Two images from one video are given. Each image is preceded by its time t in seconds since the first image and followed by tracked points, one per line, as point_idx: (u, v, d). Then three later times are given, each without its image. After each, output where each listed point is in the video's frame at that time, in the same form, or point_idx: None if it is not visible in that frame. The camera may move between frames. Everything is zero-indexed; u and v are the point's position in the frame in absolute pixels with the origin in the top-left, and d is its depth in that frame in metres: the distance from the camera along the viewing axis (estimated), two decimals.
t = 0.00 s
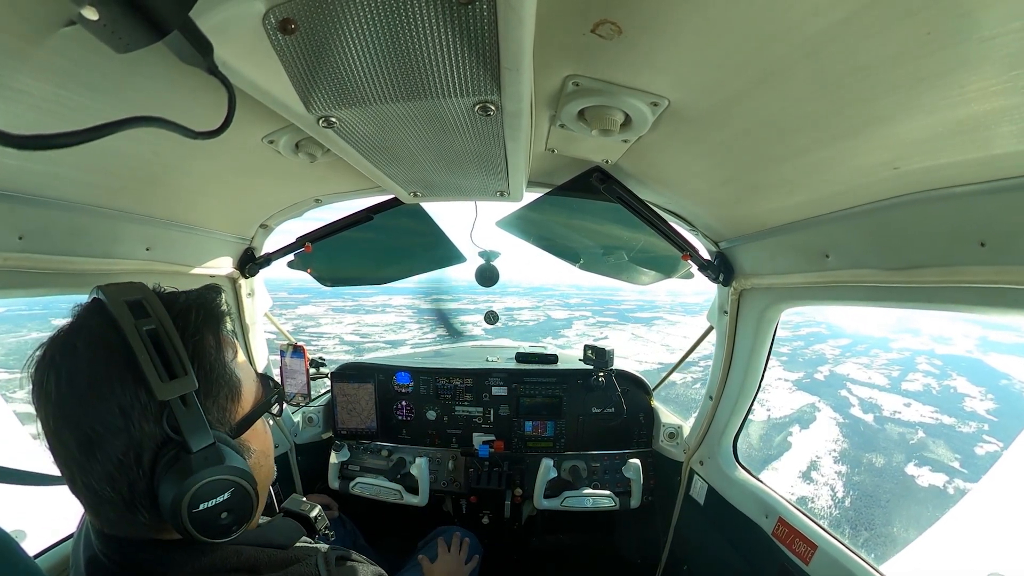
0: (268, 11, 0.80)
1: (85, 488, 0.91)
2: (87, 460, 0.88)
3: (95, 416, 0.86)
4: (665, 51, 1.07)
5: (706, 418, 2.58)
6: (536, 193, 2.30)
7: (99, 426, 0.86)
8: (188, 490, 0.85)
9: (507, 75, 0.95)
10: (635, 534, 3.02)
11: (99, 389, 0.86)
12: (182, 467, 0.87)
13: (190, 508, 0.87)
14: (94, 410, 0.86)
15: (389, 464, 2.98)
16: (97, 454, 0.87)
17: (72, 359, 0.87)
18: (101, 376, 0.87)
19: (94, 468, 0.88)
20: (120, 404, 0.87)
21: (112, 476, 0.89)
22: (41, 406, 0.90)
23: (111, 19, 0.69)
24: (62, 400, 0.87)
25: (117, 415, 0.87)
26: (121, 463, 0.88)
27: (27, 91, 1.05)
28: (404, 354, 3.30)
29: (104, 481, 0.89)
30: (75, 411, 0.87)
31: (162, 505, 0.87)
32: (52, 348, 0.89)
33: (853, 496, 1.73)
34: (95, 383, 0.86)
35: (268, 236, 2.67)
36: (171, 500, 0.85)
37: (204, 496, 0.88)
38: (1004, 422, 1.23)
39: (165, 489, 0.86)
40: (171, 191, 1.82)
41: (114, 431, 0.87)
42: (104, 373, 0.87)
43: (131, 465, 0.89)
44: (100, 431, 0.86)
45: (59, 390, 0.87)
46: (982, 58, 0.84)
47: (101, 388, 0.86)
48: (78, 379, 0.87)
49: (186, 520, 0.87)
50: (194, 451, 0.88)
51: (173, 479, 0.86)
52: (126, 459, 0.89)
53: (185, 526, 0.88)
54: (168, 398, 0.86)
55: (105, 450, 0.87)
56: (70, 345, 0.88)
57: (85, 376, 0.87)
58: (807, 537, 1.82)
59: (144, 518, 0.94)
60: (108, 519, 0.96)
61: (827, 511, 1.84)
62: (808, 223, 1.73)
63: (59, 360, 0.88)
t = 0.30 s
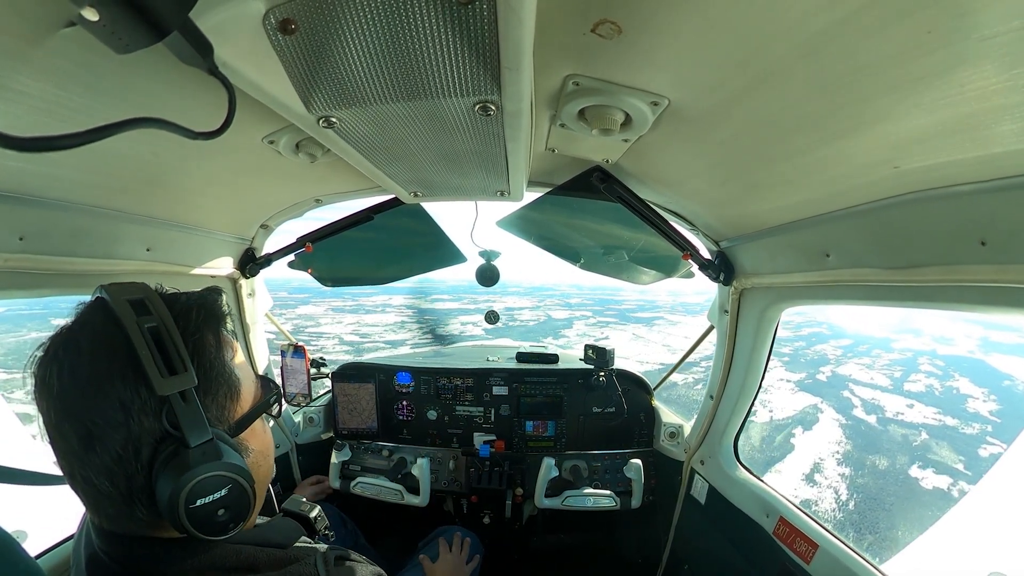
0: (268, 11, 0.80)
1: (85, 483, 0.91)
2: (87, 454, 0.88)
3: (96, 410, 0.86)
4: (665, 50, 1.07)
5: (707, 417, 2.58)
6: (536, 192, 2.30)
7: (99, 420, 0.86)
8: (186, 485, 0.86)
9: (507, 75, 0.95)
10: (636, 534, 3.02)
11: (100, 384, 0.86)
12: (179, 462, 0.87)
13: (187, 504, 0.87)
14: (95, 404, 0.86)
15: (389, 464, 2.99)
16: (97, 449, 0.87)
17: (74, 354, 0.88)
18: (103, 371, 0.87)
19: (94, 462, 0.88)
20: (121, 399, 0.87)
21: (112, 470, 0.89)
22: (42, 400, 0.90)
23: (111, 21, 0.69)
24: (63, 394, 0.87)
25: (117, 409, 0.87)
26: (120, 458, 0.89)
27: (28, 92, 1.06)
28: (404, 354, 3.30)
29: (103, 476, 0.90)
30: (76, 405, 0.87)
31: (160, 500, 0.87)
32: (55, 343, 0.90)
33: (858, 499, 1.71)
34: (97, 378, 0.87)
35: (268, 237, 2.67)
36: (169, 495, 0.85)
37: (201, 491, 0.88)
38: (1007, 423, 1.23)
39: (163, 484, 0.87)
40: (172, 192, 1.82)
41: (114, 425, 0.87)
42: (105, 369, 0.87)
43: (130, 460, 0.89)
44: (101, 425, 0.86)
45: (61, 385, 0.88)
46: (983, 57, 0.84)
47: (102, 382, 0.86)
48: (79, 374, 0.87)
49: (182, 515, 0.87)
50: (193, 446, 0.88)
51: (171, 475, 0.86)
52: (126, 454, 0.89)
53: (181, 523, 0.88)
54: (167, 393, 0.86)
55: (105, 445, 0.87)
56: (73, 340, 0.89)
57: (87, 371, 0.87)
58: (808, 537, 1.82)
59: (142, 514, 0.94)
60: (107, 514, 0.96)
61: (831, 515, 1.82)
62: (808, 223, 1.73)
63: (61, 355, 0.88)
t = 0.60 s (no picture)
0: (270, 9, 0.79)
1: (83, 479, 0.91)
2: (85, 449, 0.88)
3: (95, 406, 0.86)
4: (667, 51, 1.07)
5: (706, 419, 2.58)
6: (537, 192, 2.30)
7: (98, 416, 0.86)
8: (183, 483, 0.86)
9: (509, 75, 0.95)
10: (635, 535, 3.02)
11: (100, 379, 0.86)
12: (177, 459, 0.87)
13: (185, 502, 0.87)
14: (94, 400, 0.86)
15: (389, 463, 2.98)
16: (95, 444, 0.87)
17: (74, 349, 0.88)
18: (102, 367, 0.87)
19: (92, 458, 0.88)
20: (120, 394, 0.87)
21: (110, 465, 0.89)
22: (42, 395, 0.90)
23: (114, 18, 0.68)
24: (63, 390, 0.87)
25: (116, 405, 0.87)
26: (118, 454, 0.88)
27: (28, 89, 1.05)
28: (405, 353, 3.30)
29: (101, 472, 0.89)
30: (76, 401, 0.87)
31: (158, 498, 0.87)
32: (56, 338, 0.90)
33: (862, 502, 1.68)
34: (96, 373, 0.87)
35: (269, 235, 2.67)
36: (166, 492, 0.86)
37: (199, 489, 0.88)
38: (1011, 424, 1.21)
39: (160, 481, 0.87)
40: (173, 189, 1.82)
41: (113, 421, 0.87)
42: (105, 364, 0.87)
43: (128, 456, 0.89)
44: (100, 420, 0.86)
45: (61, 379, 0.88)
46: (986, 59, 0.83)
47: (101, 378, 0.86)
48: (79, 369, 0.87)
49: (179, 513, 0.87)
50: (191, 443, 0.88)
51: (168, 471, 0.86)
52: (124, 450, 0.88)
53: (179, 519, 0.88)
54: (166, 389, 0.86)
55: (103, 441, 0.87)
56: (73, 335, 0.89)
57: (87, 366, 0.87)
58: (807, 539, 1.81)
59: (139, 511, 0.94)
60: (104, 510, 0.95)
61: (835, 518, 1.80)
62: (809, 224, 1.73)
63: (62, 351, 0.88)
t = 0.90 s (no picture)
0: (274, 7, 0.79)
1: (82, 473, 0.91)
2: (85, 443, 0.88)
3: (95, 400, 0.86)
4: (668, 53, 1.07)
5: (706, 420, 2.58)
6: (538, 193, 2.31)
7: (99, 410, 0.86)
8: (180, 478, 0.85)
9: (511, 75, 0.95)
10: (633, 536, 3.01)
11: (101, 374, 0.87)
12: (176, 454, 0.87)
13: (182, 498, 0.86)
14: (95, 394, 0.86)
15: (388, 462, 2.98)
16: (95, 439, 0.87)
17: (76, 344, 0.88)
18: (104, 361, 0.87)
19: (91, 452, 0.88)
20: (121, 390, 0.87)
21: (110, 460, 0.89)
22: (42, 388, 0.90)
23: (117, 15, 0.68)
24: (63, 384, 0.88)
25: (116, 400, 0.87)
26: (118, 448, 0.89)
27: (32, 86, 1.06)
28: (405, 353, 3.29)
29: (99, 466, 0.90)
30: (76, 394, 0.87)
31: (155, 494, 0.87)
32: (58, 333, 0.90)
33: (869, 505, 1.64)
34: (98, 368, 0.87)
35: (269, 233, 2.67)
36: (163, 487, 0.85)
37: (196, 485, 0.87)
38: (1016, 427, 1.19)
39: (158, 477, 0.86)
40: (175, 187, 1.82)
41: (113, 416, 0.87)
42: (107, 359, 0.88)
43: (127, 451, 0.89)
44: (101, 416, 0.87)
45: (61, 373, 0.88)
46: (987, 63, 0.83)
47: (102, 372, 0.87)
48: (80, 363, 0.87)
49: (178, 509, 0.87)
50: (189, 439, 0.89)
51: (167, 467, 0.86)
52: (124, 445, 0.89)
53: (176, 515, 0.87)
54: (165, 385, 0.86)
55: (103, 435, 0.87)
56: (75, 331, 0.89)
57: (88, 361, 0.87)
58: (806, 541, 1.81)
59: (137, 506, 0.94)
60: (103, 505, 0.96)
61: (841, 522, 1.75)
62: (810, 227, 1.74)
63: (64, 346, 0.89)
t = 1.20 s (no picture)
0: (275, 7, 0.79)
1: (72, 463, 0.96)
2: (71, 436, 0.93)
3: (78, 397, 0.90)
4: (669, 54, 1.07)
5: (706, 421, 2.59)
6: (539, 193, 2.31)
7: (82, 407, 0.90)
8: (136, 491, 0.87)
9: (512, 75, 0.95)
10: (633, 537, 3.00)
11: (87, 372, 0.90)
12: (135, 464, 0.89)
13: (142, 507, 0.89)
14: (78, 391, 0.90)
15: (387, 462, 2.98)
16: (78, 433, 0.92)
17: (69, 341, 0.92)
18: (90, 360, 0.90)
19: (76, 445, 0.93)
20: (94, 391, 0.90)
21: (84, 454, 0.93)
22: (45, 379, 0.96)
23: (119, 14, 0.69)
24: (55, 379, 0.92)
25: (93, 399, 0.90)
26: (95, 445, 0.92)
27: (33, 84, 1.06)
28: (405, 353, 3.27)
29: (81, 459, 0.94)
30: (62, 390, 0.91)
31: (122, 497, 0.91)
32: (57, 330, 0.95)
33: (874, 509, 1.60)
34: (79, 368, 0.90)
35: (270, 232, 2.68)
36: (123, 496, 0.88)
37: (154, 499, 0.89)
38: (1022, 429, 1.17)
39: (122, 483, 0.90)
40: (176, 185, 1.83)
41: (89, 414, 0.91)
42: (93, 358, 0.90)
43: (103, 450, 0.92)
44: (79, 412, 0.91)
45: (54, 368, 0.92)
46: (989, 65, 0.83)
47: (87, 370, 0.90)
48: (69, 361, 0.91)
49: (139, 515, 0.90)
50: (145, 452, 0.88)
51: (127, 476, 0.89)
52: (98, 443, 0.92)
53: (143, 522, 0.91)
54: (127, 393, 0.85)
55: (83, 431, 0.92)
56: (65, 330, 0.93)
57: (78, 359, 0.91)
58: (805, 544, 1.81)
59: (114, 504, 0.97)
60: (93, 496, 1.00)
61: (846, 527, 1.72)
62: (810, 229, 1.74)
63: (56, 343, 0.93)
